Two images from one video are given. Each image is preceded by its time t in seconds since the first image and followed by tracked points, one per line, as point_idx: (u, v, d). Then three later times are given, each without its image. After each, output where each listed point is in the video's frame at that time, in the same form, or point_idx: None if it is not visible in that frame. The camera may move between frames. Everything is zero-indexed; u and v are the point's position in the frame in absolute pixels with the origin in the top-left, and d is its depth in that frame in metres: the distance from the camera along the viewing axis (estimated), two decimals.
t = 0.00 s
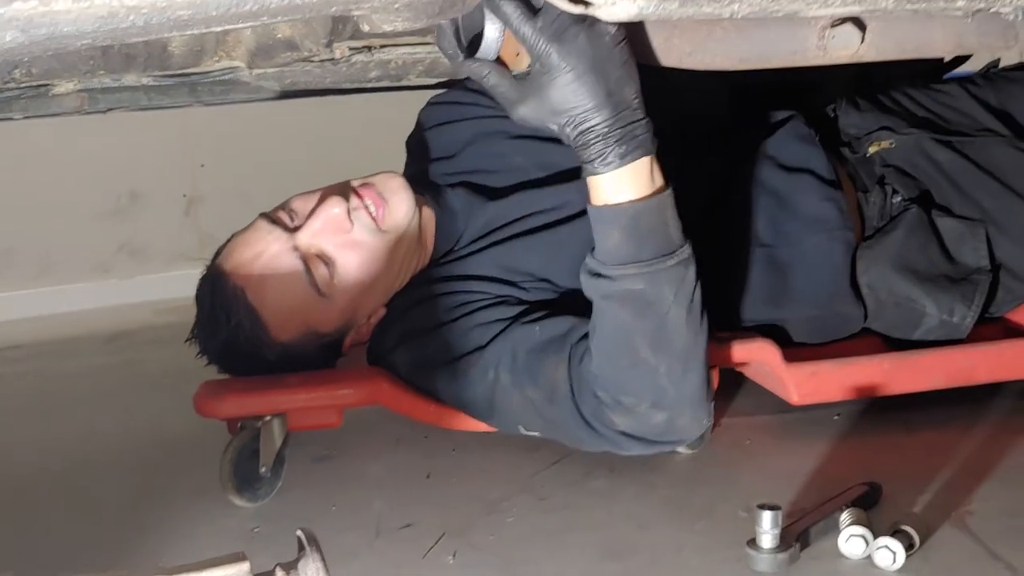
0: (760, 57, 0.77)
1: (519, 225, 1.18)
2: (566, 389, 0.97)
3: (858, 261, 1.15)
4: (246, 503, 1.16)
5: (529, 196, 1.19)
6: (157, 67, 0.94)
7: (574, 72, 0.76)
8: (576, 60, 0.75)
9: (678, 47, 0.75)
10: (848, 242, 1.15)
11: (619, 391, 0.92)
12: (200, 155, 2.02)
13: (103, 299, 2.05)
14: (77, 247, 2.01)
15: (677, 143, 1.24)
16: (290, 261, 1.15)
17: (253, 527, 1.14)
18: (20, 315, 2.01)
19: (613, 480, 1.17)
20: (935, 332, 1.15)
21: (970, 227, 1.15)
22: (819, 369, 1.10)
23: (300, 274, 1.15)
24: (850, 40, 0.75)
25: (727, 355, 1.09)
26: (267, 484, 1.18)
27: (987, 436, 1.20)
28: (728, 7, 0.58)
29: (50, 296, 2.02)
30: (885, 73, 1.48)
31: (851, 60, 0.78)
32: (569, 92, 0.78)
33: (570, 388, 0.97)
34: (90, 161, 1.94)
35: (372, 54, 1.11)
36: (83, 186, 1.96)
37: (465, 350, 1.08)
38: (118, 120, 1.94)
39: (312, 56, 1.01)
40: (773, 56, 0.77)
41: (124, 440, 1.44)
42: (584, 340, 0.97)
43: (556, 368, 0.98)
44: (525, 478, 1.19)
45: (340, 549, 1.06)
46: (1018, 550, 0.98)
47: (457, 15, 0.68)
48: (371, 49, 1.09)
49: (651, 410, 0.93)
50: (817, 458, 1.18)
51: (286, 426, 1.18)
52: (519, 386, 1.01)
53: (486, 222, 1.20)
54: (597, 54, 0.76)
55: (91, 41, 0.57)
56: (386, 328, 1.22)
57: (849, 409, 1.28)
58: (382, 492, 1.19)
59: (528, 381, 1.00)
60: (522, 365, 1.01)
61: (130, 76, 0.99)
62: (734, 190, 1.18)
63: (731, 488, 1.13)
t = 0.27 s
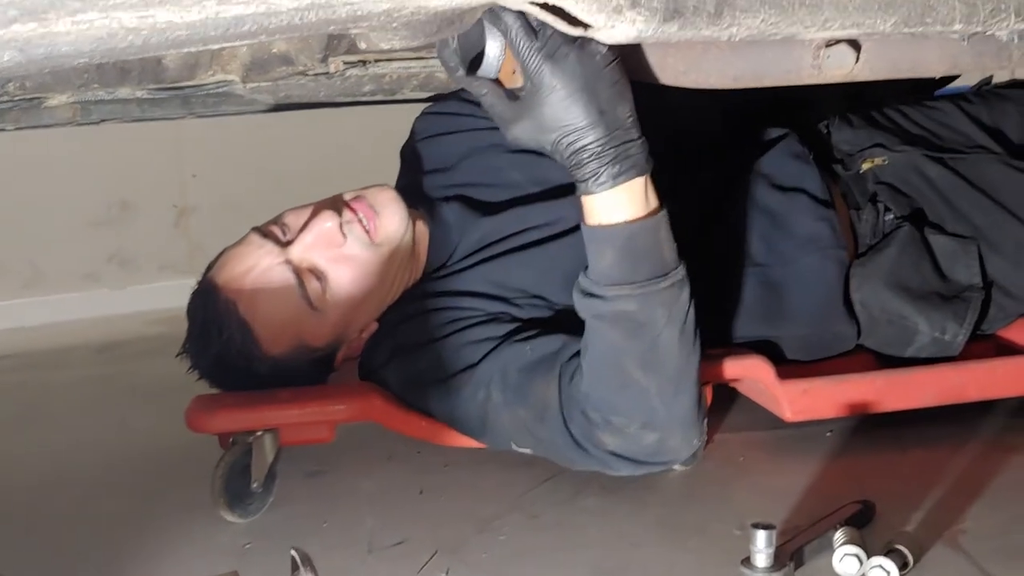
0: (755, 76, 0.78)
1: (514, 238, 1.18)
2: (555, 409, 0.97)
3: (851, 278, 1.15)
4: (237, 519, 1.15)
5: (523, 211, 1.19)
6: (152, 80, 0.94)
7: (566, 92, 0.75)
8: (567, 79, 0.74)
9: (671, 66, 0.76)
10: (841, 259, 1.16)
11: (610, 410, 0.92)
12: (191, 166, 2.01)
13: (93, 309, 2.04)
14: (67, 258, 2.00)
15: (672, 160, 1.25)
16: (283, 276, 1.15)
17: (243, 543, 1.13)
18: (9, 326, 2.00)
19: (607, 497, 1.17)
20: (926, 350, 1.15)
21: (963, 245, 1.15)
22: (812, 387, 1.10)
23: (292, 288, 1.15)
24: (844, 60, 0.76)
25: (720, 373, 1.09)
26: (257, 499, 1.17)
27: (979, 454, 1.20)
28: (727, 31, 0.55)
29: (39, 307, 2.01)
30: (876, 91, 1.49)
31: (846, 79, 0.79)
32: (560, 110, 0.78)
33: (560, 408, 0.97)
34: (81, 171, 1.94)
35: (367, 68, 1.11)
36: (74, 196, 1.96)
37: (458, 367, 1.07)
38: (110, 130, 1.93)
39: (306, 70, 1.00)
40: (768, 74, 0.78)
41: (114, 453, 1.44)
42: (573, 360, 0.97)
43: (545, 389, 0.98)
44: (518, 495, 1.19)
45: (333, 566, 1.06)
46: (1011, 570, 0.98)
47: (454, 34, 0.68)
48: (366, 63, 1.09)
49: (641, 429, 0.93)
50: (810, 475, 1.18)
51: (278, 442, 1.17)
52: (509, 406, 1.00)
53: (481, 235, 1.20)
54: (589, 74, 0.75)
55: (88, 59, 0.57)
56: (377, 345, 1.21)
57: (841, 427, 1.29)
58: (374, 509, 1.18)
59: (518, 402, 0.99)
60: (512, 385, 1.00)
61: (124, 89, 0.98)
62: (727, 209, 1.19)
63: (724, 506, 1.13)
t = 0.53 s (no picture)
0: (744, 92, 0.78)
1: (504, 252, 1.18)
2: (536, 429, 0.97)
3: (839, 294, 1.16)
4: (224, 532, 1.14)
5: (514, 225, 1.19)
6: (142, 92, 0.94)
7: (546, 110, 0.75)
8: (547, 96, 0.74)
9: (661, 83, 0.76)
10: (828, 276, 1.17)
11: (586, 434, 0.91)
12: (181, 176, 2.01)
13: (81, 319, 2.03)
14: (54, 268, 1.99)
15: (660, 173, 1.25)
16: (273, 288, 1.15)
17: (230, 557, 1.13)
18: None
19: (595, 512, 1.17)
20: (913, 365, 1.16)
21: (950, 261, 1.15)
22: (799, 402, 1.11)
23: (284, 301, 1.15)
24: (832, 78, 0.76)
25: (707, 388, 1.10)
26: (245, 512, 1.17)
27: (966, 469, 1.21)
28: (719, 49, 0.55)
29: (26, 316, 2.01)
30: (864, 108, 1.50)
31: (836, 97, 0.79)
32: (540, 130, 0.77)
33: (540, 427, 0.96)
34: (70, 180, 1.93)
35: (358, 81, 1.10)
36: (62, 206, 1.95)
37: (444, 382, 1.08)
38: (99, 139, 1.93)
39: (297, 83, 1.00)
40: (757, 90, 0.78)
41: (100, 465, 1.43)
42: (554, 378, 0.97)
43: (527, 407, 0.97)
44: (506, 509, 1.19)
45: None
46: None
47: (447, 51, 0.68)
48: (358, 76, 1.09)
49: (618, 454, 0.92)
50: (798, 490, 1.18)
51: (265, 455, 1.17)
52: (491, 424, 1.00)
53: (470, 249, 1.20)
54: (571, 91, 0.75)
55: (79, 73, 0.57)
56: (366, 358, 1.21)
57: (829, 441, 1.29)
58: (363, 523, 1.18)
59: (501, 420, 0.99)
60: (494, 403, 1.00)
61: (114, 100, 0.98)
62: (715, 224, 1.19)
63: (712, 521, 1.13)
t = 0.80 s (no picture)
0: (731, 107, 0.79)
1: (493, 261, 1.18)
2: (525, 439, 0.96)
3: (826, 306, 1.16)
4: (211, 541, 1.13)
5: (503, 235, 1.20)
6: (132, 101, 0.94)
7: (517, 124, 0.76)
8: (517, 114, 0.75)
9: (651, 96, 0.76)
10: (816, 286, 1.16)
11: (572, 444, 0.90)
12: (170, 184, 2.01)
13: (69, 327, 2.02)
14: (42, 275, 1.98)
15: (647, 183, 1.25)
16: (259, 296, 1.15)
17: (217, 566, 1.12)
18: None
19: (583, 522, 1.17)
20: (900, 377, 1.16)
21: (937, 273, 1.16)
22: (787, 414, 1.11)
23: (270, 309, 1.14)
24: (819, 93, 0.77)
25: (695, 399, 1.10)
26: (233, 522, 1.16)
27: (952, 481, 1.21)
28: (707, 63, 0.54)
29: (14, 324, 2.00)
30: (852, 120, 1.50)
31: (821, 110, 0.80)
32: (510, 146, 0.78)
33: (529, 437, 0.96)
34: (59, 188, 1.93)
35: (348, 91, 1.10)
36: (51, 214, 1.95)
37: (433, 392, 1.07)
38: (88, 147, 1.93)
39: (287, 93, 1.00)
40: (744, 105, 0.79)
41: (85, 474, 1.42)
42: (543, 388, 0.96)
43: (516, 415, 0.97)
44: (494, 520, 1.19)
45: None
46: None
47: (436, 62, 0.68)
48: (348, 86, 1.09)
49: (606, 464, 0.91)
50: (785, 501, 1.18)
51: (253, 464, 1.17)
52: (479, 433, 1.00)
53: (459, 259, 1.20)
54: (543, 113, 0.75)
55: (67, 83, 0.57)
56: (354, 371, 1.21)
57: (816, 452, 1.30)
58: (350, 533, 1.18)
59: (489, 429, 0.99)
60: (484, 411, 1.00)
61: (104, 109, 0.98)
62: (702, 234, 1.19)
63: (700, 532, 1.13)
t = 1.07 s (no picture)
0: (724, 115, 0.79)
1: (488, 266, 1.17)
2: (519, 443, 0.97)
3: (818, 313, 1.16)
4: (201, 550, 1.14)
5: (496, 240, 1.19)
6: (124, 106, 0.93)
7: (505, 132, 0.75)
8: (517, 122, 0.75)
9: (643, 103, 0.76)
10: (808, 294, 1.16)
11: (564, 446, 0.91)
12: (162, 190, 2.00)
13: (59, 333, 2.02)
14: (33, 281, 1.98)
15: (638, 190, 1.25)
16: (249, 304, 1.15)
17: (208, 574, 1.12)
18: None
19: (575, 530, 1.17)
20: (892, 385, 1.16)
21: (929, 281, 1.16)
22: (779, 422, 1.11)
23: (261, 316, 1.14)
24: (814, 99, 0.77)
25: (688, 407, 1.09)
26: (223, 529, 1.16)
27: (943, 489, 1.21)
28: (701, 69, 0.55)
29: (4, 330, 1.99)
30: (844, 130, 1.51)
31: (814, 118, 0.80)
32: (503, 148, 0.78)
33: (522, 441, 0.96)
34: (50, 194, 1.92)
35: (341, 97, 1.10)
36: (42, 220, 1.94)
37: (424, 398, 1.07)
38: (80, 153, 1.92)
39: (280, 99, 1.00)
40: (737, 113, 0.79)
41: (75, 480, 1.42)
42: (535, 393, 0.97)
43: (509, 422, 0.97)
44: (486, 527, 1.19)
45: None
46: None
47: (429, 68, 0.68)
48: (341, 92, 1.08)
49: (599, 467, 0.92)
50: (777, 509, 1.18)
51: (243, 471, 1.17)
52: (473, 438, 1.00)
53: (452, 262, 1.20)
54: (533, 122, 0.75)
55: (59, 87, 0.56)
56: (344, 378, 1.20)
57: (808, 460, 1.30)
58: (342, 540, 1.17)
59: (481, 435, 0.99)
60: (478, 415, 1.00)
61: (96, 114, 0.98)
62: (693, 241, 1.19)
63: (692, 539, 1.13)
